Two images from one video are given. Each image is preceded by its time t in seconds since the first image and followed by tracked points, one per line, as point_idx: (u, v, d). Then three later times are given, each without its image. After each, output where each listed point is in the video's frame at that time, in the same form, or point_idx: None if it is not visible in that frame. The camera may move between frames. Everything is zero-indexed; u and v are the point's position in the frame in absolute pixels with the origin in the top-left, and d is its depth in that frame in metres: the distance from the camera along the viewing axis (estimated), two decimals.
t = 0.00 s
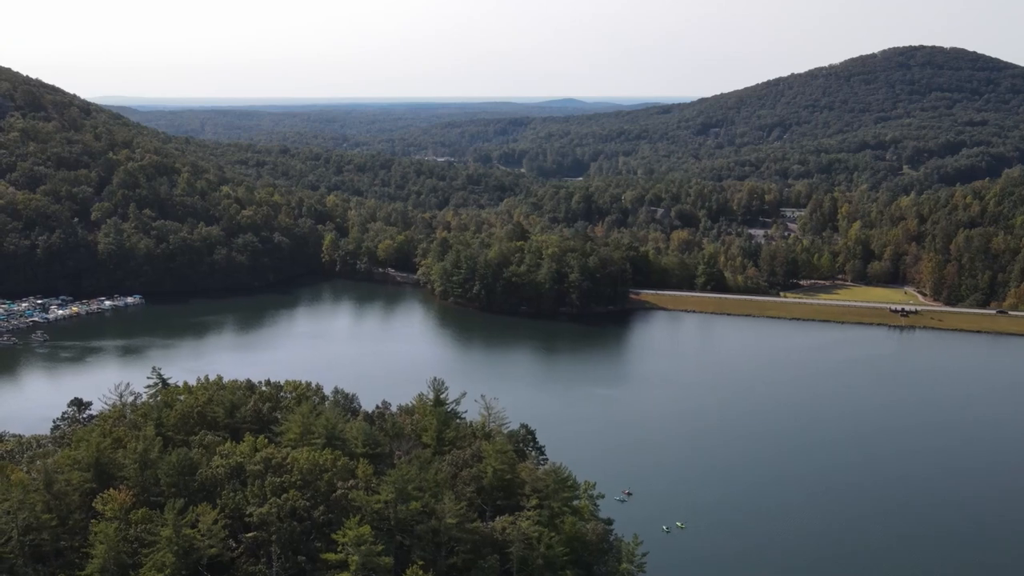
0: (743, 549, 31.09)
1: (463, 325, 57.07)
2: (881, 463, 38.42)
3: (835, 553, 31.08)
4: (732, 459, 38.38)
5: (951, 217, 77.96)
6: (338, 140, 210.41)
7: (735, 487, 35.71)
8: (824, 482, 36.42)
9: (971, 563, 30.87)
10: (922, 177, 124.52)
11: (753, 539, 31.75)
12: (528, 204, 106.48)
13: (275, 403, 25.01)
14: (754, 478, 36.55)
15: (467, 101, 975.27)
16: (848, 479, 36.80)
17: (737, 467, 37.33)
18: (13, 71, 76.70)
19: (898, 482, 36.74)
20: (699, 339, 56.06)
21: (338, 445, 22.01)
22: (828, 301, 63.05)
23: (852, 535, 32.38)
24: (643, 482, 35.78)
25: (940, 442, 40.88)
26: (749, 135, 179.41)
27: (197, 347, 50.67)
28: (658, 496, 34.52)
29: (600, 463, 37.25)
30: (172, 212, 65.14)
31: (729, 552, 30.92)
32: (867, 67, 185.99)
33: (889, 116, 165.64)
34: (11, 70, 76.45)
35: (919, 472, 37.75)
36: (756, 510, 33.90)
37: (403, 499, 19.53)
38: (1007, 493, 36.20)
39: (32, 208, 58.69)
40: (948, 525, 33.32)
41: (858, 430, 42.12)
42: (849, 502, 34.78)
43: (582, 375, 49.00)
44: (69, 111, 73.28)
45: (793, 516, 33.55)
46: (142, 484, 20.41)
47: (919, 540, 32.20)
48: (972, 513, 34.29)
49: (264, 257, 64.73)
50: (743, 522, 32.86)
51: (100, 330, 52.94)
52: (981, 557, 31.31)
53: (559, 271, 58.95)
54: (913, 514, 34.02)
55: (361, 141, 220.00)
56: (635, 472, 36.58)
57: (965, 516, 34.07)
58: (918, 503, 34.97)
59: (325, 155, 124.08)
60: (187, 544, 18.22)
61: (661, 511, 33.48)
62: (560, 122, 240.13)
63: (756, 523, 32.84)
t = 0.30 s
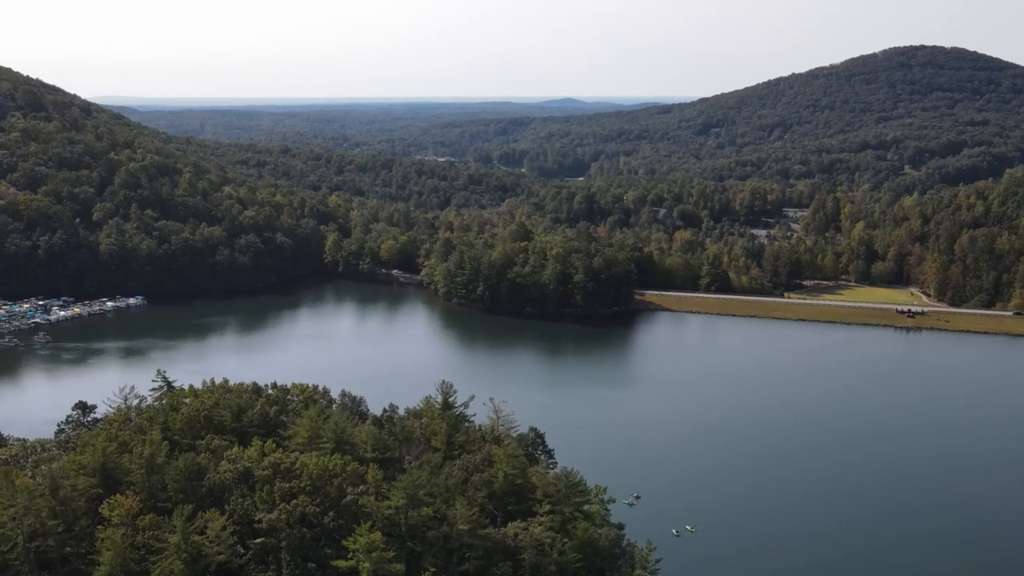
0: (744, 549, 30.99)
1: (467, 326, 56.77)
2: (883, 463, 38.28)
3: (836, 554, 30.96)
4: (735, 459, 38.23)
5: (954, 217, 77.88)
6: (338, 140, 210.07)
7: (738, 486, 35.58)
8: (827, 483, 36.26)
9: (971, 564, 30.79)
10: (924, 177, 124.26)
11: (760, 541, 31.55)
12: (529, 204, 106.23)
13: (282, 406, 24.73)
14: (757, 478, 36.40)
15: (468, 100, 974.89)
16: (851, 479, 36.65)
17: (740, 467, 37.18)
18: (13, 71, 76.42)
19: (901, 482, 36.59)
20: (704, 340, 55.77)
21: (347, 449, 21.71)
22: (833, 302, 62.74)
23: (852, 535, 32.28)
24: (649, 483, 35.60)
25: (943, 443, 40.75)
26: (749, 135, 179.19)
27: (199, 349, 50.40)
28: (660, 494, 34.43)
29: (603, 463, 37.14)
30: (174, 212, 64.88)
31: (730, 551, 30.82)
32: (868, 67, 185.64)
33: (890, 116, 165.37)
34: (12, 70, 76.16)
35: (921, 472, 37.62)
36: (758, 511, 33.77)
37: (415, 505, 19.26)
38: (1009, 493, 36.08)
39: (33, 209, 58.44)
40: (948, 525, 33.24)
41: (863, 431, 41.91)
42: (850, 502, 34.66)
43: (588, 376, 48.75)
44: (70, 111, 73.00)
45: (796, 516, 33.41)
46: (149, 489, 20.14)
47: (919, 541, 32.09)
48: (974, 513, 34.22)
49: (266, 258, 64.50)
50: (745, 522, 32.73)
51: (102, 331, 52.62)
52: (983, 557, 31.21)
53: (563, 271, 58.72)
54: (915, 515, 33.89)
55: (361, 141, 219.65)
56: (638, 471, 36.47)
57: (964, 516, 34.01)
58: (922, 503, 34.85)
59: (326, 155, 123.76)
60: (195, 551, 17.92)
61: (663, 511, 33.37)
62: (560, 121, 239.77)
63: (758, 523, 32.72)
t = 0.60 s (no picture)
0: (742, 548, 30.90)
1: (470, 327, 56.49)
2: (884, 463, 38.11)
3: (845, 556, 30.68)
4: (738, 459, 38.06)
5: (958, 217, 77.64)
6: (338, 140, 209.71)
7: (740, 486, 35.44)
8: (832, 484, 36.04)
9: (971, 563, 30.62)
10: (925, 177, 124.05)
11: (768, 543, 31.28)
12: (531, 205, 105.97)
13: (289, 409, 24.43)
14: (759, 478, 36.23)
15: (468, 100, 974.27)
16: (854, 479, 36.45)
17: (743, 467, 37.00)
18: (13, 71, 76.09)
19: (903, 482, 36.41)
20: (708, 341, 55.51)
21: (356, 454, 21.43)
22: (838, 303, 62.51)
23: (851, 534, 32.11)
24: (656, 484, 35.32)
25: (948, 443, 40.52)
26: (750, 135, 179.00)
27: (201, 350, 50.06)
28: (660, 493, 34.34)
29: (605, 462, 37.00)
30: (176, 213, 64.61)
31: (730, 551, 30.67)
32: (868, 67, 185.36)
33: (891, 116, 165.14)
34: (11, 70, 75.83)
35: (924, 472, 37.42)
36: (762, 511, 33.57)
37: (426, 512, 18.98)
38: (1011, 493, 35.88)
39: (35, 209, 58.18)
40: (949, 525, 33.05)
41: (869, 432, 41.65)
42: (855, 503, 34.45)
43: (593, 377, 48.46)
44: (71, 111, 72.69)
45: (798, 516, 33.23)
46: (156, 495, 19.84)
47: (919, 540, 31.90)
48: (974, 512, 34.04)
49: (268, 259, 64.27)
50: (747, 522, 32.58)
51: (103, 333, 52.29)
52: (982, 557, 31.02)
53: (568, 272, 58.47)
54: (917, 514, 33.70)
55: (361, 141, 219.29)
56: (641, 471, 36.31)
57: (963, 515, 33.85)
58: (925, 504, 34.58)
59: (327, 155, 123.48)
60: (203, 559, 17.64)
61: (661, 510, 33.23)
62: (560, 121, 239.47)
63: (759, 523, 32.58)
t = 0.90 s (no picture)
0: (744, 548, 30.66)
1: (474, 329, 56.19)
2: (889, 464, 37.86)
3: (855, 558, 30.37)
4: (743, 460, 37.82)
5: (961, 218, 77.38)
6: (338, 140, 209.36)
7: (744, 487, 35.19)
8: (840, 485, 35.74)
9: (970, 563, 30.40)
10: (927, 178, 123.76)
11: (776, 544, 30.99)
12: (533, 205, 105.71)
13: (295, 414, 24.12)
14: (764, 478, 36.00)
15: (468, 101, 974.40)
16: (858, 479, 36.23)
17: (747, 467, 36.77)
18: (13, 71, 75.70)
19: (905, 482, 36.21)
20: (713, 342, 55.24)
21: (364, 460, 21.11)
22: (843, 304, 62.19)
23: (852, 534, 31.88)
24: (663, 485, 35.05)
25: (955, 444, 40.23)
26: (751, 136, 178.74)
27: (202, 352, 49.70)
28: (664, 493, 34.09)
29: (609, 462, 36.77)
30: (177, 213, 64.29)
31: (733, 551, 30.43)
32: (869, 67, 185.00)
33: (892, 116, 164.86)
34: (11, 70, 75.44)
35: (927, 472, 37.18)
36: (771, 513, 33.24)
37: (435, 519, 18.67)
38: (1012, 492, 35.67)
39: (35, 210, 57.85)
40: (951, 525, 32.81)
41: (874, 433, 41.38)
42: (863, 504, 34.15)
43: (598, 379, 48.17)
44: (71, 111, 72.32)
45: (801, 516, 32.99)
46: (161, 502, 19.54)
47: (923, 541, 31.66)
48: (983, 514, 33.76)
49: (270, 260, 64.01)
50: (749, 522, 32.36)
51: (105, 334, 51.94)
52: (981, 556, 30.81)
53: (572, 273, 58.18)
54: (918, 514, 33.49)
55: (361, 141, 218.95)
56: (645, 472, 36.08)
57: (964, 515, 33.63)
58: (926, 503, 34.39)
59: (328, 155, 123.14)
60: (210, 567, 17.31)
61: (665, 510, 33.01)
62: (561, 121, 239.09)
63: (761, 523, 32.36)
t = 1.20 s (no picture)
0: (749, 550, 30.51)
1: (478, 330, 55.88)
2: (893, 465, 37.73)
3: (864, 562, 30.12)
4: (749, 461, 37.63)
5: (965, 218, 77.10)
6: (338, 140, 208.92)
7: (751, 489, 34.95)
8: (848, 487, 35.49)
9: (968, 563, 30.40)
10: (929, 178, 123.44)
11: (785, 548, 30.72)
12: (535, 205, 105.34)
13: (301, 418, 23.81)
14: (769, 479, 35.82)
15: (467, 100, 974.33)
16: (862, 481, 36.08)
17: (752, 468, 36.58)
18: (12, 70, 75.31)
19: (908, 483, 36.08)
20: (718, 343, 54.92)
21: (372, 466, 20.79)
22: (849, 305, 61.83)
23: (852, 534, 31.82)
24: (671, 487, 34.77)
25: (963, 446, 39.95)
26: (752, 136, 178.42)
27: (203, 353, 49.33)
28: (671, 496, 33.85)
29: (614, 463, 36.59)
30: (179, 214, 63.97)
31: (737, 553, 30.29)
32: (870, 67, 184.69)
33: (893, 116, 164.56)
34: (11, 70, 75.06)
35: (930, 473, 37.10)
36: (780, 515, 32.97)
37: (446, 526, 18.39)
38: (1012, 493, 35.64)
39: (36, 211, 57.55)
40: (950, 525, 32.79)
41: (880, 434, 41.18)
42: (871, 506, 33.91)
43: (603, 381, 47.84)
44: (72, 111, 71.97)
45: (805, 518, 32.85)
46: (167, 509, 19.22)
47: (932, 543, 31.48)
48: (991, 516, 33.55)
49: (272, 261, 63.74)
50: (751, 523, 32.27)
51: (105, 336, 51.57)
52: (978, 556, 30.84)
53: (577, 274, 57.88)
54: (918, 514, 33.46)
55: (361, 141, 218.52)
56: (650, 472, 35.89)
57: (970, 517, 33.49)
58: (927, 504, 34.32)
59: (328, 155, 122.74)
60: None
61: (672, 513, 32.77)
62: (561, 121, 238.70)
63: (768, 525, 32.15)
